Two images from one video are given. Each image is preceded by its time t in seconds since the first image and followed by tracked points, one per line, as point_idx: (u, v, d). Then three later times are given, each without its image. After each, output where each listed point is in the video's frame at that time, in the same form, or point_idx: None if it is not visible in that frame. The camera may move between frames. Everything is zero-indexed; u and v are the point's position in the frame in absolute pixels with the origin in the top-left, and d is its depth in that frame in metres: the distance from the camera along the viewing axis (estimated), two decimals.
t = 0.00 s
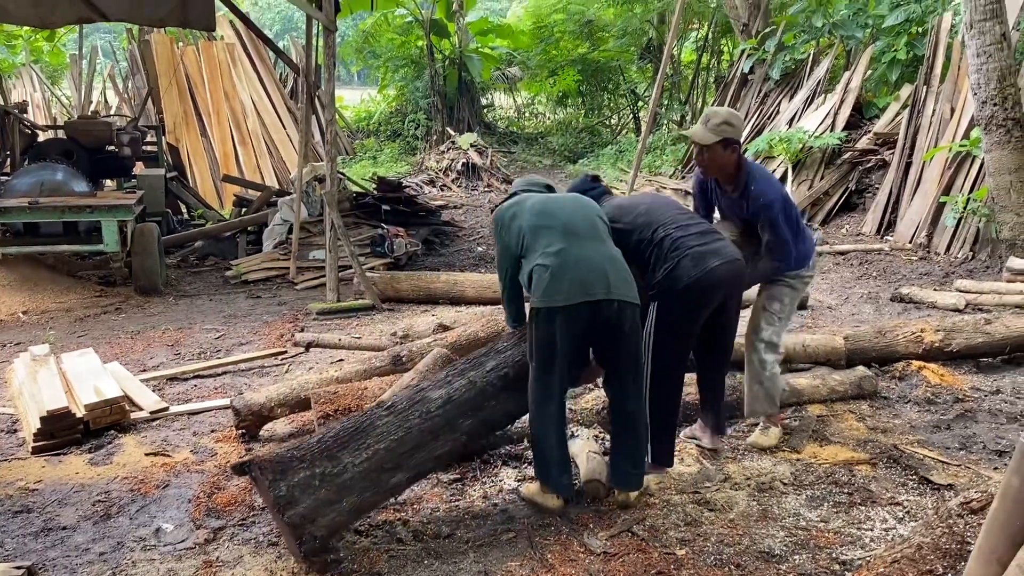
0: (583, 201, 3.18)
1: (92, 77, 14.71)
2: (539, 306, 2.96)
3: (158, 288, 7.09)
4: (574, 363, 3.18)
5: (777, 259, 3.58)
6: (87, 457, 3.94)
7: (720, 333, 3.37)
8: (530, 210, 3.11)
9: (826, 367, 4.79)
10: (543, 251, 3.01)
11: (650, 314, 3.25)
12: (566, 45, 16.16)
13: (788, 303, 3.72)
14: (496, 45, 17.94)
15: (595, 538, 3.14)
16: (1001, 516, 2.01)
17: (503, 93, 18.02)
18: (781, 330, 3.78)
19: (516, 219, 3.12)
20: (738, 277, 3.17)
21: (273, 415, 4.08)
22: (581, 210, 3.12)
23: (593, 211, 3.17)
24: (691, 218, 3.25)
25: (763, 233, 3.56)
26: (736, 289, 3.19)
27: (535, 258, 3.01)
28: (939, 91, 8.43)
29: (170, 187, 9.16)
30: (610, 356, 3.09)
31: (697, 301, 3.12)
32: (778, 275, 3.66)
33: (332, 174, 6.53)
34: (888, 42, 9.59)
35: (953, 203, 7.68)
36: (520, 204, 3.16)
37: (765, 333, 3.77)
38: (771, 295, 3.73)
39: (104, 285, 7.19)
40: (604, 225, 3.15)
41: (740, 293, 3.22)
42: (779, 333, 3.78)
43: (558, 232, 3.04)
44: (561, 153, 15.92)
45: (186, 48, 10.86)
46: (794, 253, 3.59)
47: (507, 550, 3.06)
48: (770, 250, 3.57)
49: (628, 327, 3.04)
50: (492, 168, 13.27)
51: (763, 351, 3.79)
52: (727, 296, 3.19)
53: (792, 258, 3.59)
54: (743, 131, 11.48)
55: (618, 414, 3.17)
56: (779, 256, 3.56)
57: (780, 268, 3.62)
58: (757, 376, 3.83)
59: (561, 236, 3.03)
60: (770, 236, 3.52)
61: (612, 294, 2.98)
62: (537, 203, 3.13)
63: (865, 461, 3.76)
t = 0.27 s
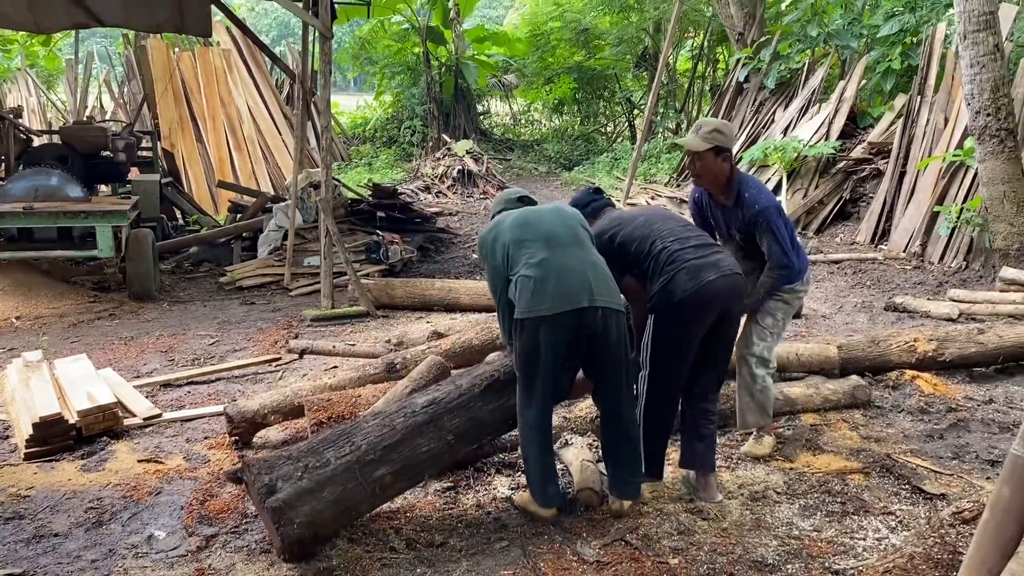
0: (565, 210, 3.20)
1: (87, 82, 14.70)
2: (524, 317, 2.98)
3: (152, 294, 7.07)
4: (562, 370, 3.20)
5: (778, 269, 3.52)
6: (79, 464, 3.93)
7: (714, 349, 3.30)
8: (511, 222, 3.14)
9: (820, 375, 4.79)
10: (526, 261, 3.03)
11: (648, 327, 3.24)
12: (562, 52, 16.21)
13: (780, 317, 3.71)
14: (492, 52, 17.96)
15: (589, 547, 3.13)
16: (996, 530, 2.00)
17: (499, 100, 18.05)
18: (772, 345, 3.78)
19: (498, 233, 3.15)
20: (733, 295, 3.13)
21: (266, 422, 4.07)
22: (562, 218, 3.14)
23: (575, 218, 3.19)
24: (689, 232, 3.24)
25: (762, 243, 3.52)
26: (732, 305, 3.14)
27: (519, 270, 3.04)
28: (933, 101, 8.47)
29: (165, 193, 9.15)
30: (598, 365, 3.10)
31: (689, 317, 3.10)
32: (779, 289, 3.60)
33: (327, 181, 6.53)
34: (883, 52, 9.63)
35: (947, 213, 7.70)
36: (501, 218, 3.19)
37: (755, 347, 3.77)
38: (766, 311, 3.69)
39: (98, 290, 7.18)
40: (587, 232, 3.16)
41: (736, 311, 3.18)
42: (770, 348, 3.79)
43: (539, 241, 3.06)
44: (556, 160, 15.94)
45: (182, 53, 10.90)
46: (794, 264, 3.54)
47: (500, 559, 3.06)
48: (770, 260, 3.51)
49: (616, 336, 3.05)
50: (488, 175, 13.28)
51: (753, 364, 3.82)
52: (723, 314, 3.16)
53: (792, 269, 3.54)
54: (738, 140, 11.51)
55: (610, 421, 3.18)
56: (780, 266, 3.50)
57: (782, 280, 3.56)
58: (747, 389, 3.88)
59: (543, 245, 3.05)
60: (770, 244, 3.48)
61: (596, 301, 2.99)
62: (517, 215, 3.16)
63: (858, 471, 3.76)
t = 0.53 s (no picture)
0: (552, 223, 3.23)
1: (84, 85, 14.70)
2: (515, 325, 2.98)
3: (148, 298, 7.07)
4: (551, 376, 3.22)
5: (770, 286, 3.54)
6: (73, 468, 3.93)
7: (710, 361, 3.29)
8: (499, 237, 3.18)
9: (813, 383, 4.80)
10: (513, 271, 3.05)
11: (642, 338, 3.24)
12: (559, 59, 16.28)
13: (774, 330, 3.73)
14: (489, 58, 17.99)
15: (582, 554, 3.14)
16: (989, 539, 2.01)
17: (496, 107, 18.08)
18: (763, 357, 3.82)
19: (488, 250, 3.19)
20: (725, 306, 3.12)
21: (260, 427, 4.08)
22: (549, 230, 3.17)
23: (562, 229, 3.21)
24: (683, 245, 3.25)
25: (750, 262, 3.54)
26: (723, 316, 3.13)
27: (507, 280, 3.05)
28: (927, 110, 8.51)
29: (161, 198, 9.16)
30: (587, 371, 3.11)
31: (679, 327, 3.09)
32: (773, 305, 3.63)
33: (324, 186, 6.54)
34: (878, 61, 9.66)
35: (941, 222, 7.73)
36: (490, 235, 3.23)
37: (746, 360, 3.81)
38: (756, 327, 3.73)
39: (93, 294, 7.18)
40: (573, 241, 3.18)
41: (728, 321, 3.17)
42: (761, 359, 3.83)
43: (525, 252, 3.08)
44: (552, 166, 15.97)
45: (179, 58, 10.84)
46: (784, 281, 3.57)
47: (493, 565, 3.06)
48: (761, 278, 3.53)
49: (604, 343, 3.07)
50: (484, 181, 13.30)
51: (745, 374, 3.85)
52: (717, 326, 3.15)
53: (783, 285, 3.57)
54: (733, 148, 11.56)
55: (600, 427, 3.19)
56: (771, 282, 3.52)
57: (775, 297, 3.58)
58: (739, 399, 3.91)
59: (530, 255, 3.07)
60: (759, 262, 3.50)
61: (584, 306, 3.00)
62: (505, 230, 3.19)
63: (851, 478, 3.77)
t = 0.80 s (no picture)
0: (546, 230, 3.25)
1: (82, 87, 14.69)
2: (510, 329, 2.98)
3: (144, 301, 7.07)
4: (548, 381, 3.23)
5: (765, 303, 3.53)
6: (68, 471, 3.92)
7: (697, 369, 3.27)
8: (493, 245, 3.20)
9: (809, 391, 4.81)
10: (508, 277, 3.07)
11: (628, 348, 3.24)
12: (558, 64, 16.31)
13: (775, 328, 3.79)
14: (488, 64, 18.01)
15: (576, 560, 3.14)
16: (981, 549, 2.02)
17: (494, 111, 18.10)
18: (772, 353, 3.84)
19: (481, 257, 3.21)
20: (708, 315, 3.09)
21: (256, 431, 4.08)
22: (542, 236, 3.19)
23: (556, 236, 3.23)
24: (666, 255, 3.24)
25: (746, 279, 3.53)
26: (707, 325, 3.10)
27: (502, 285, 3.07)
28: (925, 118, 8.53)
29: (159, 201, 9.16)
30: (582, 375, 3.12)
31: (658, 338, 3.08)
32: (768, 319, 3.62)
33: (321, 190, 6.55)
34: (875, 69, 9.68)
35: (937, 229, 7.74)
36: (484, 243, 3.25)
37: (757, 358, 3.83)
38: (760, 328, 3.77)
39: (90, 297, 7.17)
40: (569, 247, 3.20)
41: (712, 329, 3.13)
42: (770, 356, 3.84)
43: (521, 257, 3.11)
44: (550, 171, 15.98)
45: (177, 61, 10.83)
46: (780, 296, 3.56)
47: (488, 570, 3.06)
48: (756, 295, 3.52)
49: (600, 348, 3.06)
50: (482, 186, 13.31)
51: (757, 374, 3.85)
52: (698, 334, 3.11)
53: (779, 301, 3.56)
54: (731, 154, 11.58)
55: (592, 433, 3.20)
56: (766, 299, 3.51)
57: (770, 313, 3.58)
58: (750, 400, 3.93)
59: (525, 260, 3.09)
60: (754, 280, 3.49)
61: (579, 310, 2.99)
62: (500, 237, 3.21)
63: (846, 486, 3.78)
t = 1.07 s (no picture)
0: (538, 230, 3.25)
1: (82, 89, 14.70)
2: (500, 333, 3.00)
3: (141, 303, 7.07)
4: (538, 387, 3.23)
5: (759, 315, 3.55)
6: (64, 473, 3.92)
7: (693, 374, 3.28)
8: (485, 242, 3.19)
9: (806, 397, 4.82)
10: (500, 278, 3.08)
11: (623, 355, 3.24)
12: (558, 69, 16.34)
13: (775, 332, 3.78)
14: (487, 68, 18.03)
15: (572, 565, 3.14)
16: (976, 558, 2.04)
17: (494, 115, 18.12)
18: (770, 357, 3.80)
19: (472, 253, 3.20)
20: (705, 316, 3.09)
21: (252, 434, 4.08)
22: (535, 236, 3.19)
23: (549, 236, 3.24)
24: (662, 259, 3.26)
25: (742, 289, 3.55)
26: (703, 326, 3.10)
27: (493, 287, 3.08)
28: (923, 124, 8.54)
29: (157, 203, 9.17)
30: (573, 379, 3.11)
31: (653, 339, 3.08)
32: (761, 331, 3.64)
33: (320, 193, 6.55)
34: (874, 75, 9.70)
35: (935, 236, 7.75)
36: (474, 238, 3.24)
37: (755, 363, 3.78)
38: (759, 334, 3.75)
39: (87, 299, 7.17)
40: (560, 247, 3.20)
41: (709, 330, 3.13)
42: (768, 361, 3.80)
43: (512, 258, 3.11)
44: (549, 175, 15.99)
45: (177, 63, 10.85)
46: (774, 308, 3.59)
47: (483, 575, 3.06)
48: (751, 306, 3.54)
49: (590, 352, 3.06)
50: (480, 190, 13.32)
51: (754, 380, 3.81)
52: (696, 335, 3.12)
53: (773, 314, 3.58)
54: (729, 160, 11.60)
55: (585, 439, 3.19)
56: (760, 311, 3.53)
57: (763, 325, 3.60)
58: (748, 405, 3.87)
59: (516, 261, 3.09)
60: (751, 291, 3.51)
61: (569, 315, 3.00)
62: (492, 234, 3.21)
63: (842, 492, 3.78)
